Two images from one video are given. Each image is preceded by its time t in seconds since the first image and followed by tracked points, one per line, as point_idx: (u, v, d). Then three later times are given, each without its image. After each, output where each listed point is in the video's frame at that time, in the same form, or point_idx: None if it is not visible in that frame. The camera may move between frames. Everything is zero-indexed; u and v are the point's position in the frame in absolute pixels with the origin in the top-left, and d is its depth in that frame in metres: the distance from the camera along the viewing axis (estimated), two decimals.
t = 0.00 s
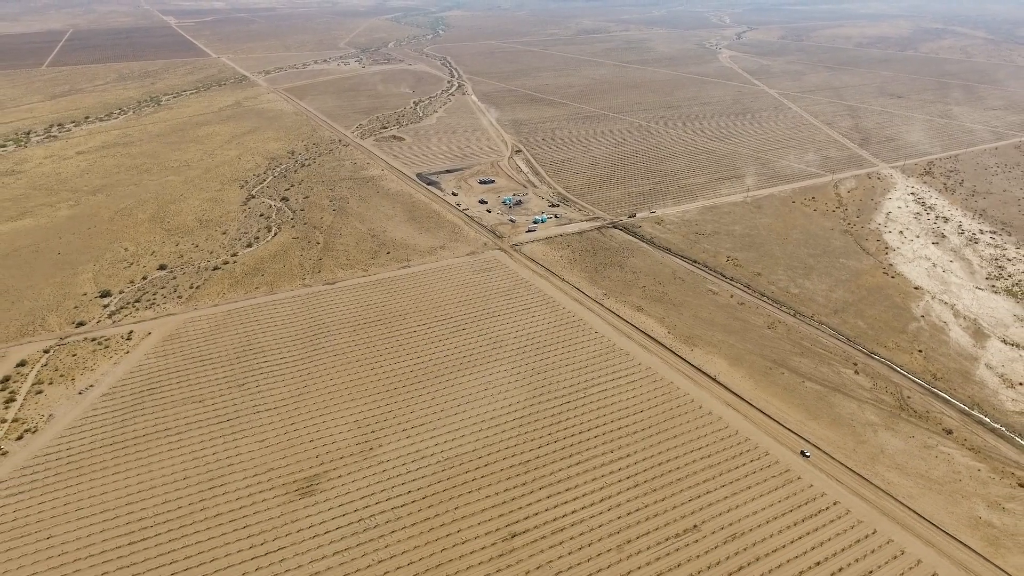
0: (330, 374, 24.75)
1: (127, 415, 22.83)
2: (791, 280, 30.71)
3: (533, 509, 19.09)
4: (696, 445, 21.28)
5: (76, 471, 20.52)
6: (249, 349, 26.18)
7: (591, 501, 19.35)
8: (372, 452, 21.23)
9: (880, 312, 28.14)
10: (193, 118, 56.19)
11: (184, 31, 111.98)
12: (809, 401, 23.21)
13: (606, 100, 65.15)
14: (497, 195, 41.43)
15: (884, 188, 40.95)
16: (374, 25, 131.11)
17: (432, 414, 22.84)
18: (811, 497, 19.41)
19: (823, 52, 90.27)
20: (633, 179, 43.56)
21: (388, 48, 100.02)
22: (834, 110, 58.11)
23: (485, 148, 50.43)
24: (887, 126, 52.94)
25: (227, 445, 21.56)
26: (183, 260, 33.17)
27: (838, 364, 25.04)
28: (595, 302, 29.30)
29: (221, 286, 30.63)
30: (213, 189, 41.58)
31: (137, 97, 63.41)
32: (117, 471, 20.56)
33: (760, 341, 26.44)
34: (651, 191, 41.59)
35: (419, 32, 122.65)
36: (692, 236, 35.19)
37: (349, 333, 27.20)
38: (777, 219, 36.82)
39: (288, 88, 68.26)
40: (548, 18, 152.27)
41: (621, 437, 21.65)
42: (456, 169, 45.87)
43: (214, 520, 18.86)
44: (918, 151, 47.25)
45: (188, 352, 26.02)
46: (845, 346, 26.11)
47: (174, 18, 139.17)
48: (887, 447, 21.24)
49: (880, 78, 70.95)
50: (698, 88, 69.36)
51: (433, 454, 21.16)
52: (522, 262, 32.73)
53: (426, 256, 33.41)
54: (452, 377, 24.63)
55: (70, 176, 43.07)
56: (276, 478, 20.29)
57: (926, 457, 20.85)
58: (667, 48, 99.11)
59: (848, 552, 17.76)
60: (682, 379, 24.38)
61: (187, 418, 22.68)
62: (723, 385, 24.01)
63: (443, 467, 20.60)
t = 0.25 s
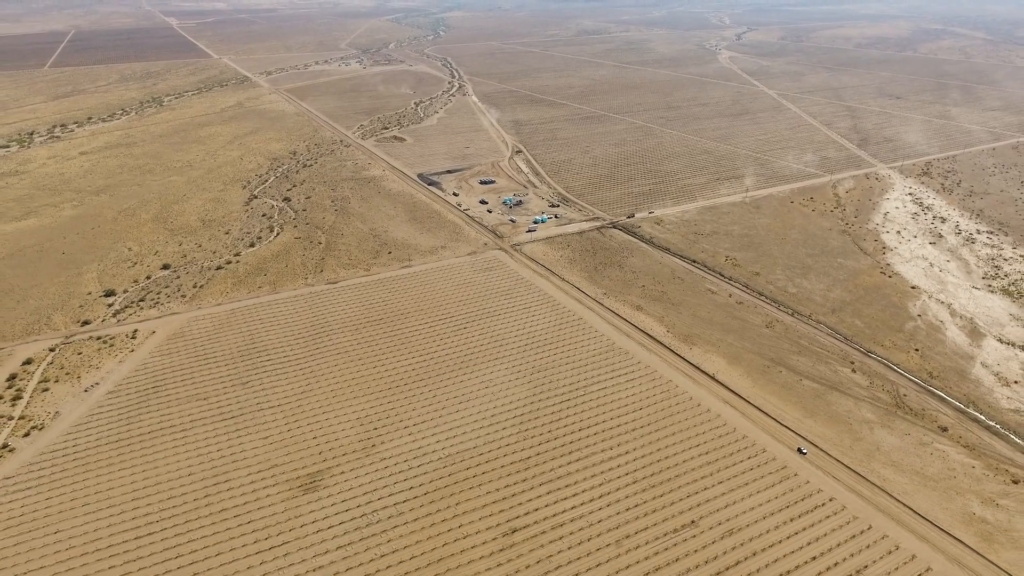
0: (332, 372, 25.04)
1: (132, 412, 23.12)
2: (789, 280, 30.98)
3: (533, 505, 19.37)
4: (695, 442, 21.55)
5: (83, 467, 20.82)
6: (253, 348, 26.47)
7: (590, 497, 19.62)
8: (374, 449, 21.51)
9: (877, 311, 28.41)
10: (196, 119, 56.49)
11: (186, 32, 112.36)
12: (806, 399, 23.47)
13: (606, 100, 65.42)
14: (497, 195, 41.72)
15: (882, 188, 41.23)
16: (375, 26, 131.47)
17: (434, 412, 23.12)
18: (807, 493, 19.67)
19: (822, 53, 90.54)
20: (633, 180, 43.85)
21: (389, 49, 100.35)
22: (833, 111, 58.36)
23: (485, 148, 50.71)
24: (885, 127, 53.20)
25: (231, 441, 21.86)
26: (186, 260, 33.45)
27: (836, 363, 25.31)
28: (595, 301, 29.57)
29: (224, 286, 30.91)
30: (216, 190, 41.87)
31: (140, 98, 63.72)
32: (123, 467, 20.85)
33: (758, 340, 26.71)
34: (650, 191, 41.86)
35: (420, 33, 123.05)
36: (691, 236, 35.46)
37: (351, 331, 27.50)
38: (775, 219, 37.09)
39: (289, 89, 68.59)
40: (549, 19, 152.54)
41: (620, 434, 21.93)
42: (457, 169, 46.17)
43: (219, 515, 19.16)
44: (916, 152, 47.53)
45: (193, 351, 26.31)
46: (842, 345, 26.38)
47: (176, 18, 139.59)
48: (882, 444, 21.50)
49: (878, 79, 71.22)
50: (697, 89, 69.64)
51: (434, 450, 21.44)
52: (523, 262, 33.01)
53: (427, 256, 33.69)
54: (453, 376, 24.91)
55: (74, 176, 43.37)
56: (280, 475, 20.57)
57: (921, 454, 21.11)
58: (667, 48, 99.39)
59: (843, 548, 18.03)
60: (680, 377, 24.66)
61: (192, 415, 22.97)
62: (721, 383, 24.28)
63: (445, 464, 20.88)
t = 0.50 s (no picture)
0: (334, 370, 25.28)
1: (136, 409, 23.36)
2: (787, 280, 31.24)
3: (533, 501, 19.61)
4: (693, 440, 21.79)
5: (88, 463, 21.07)
6: (255, 346, 26.72)
7: (589, 494, 19.85)
8: (376, 446, 21.76)
9: (874, 312, 28.66)
10: (198, 119, 56.76)
11: (188, 32, 112.65)
12: (803, 398, 23.72)
13: (607, 102, 65.70)
14: (498, 195, 41.98)
15: (880, 190, 41.50)
16: (376, 26, 131.76)
17: (435, 410, 23.37)
18: (804, 490, 19.91)
19: (822, 55, 90.78)
20: (632, 181, 44.09)
21: (390, 50, 100.61)
22: (832, 113, 58.63)
23: (486, 149, 50.97)
24: (884, 129, 53.46)
25: (234, 438, 22.11)
26: (189, 259, 33.70)
27: (833, 362, 25.55)
28: (595, 301, 29.82)
29: (227, 285, 31.15)
30: (218, 189, 42.14)
31: (142, 98, 63.99)
32: (127, 464, 21.08)
33: (756, 340, 26.96)
34: (650, 192, 42.13)
35: (421, 34, 123.36)
36: (690, 236, 35.71)
37: (353, 330, 27.75)
38: (774, 220, 37.35)
39: (291, 90, 68.88)
40: (550, 20, 152.78)
41: (619, 432, 22.17)
42: (458, 170, 46.42)
43: (223, 511, 19.40)
44: (914, 153, 47.79)
45: (196, 349, 26.55)
46: (840, 344, 26.62)
47: (177, 18, 139.77)
48: (879, 443, 21.74)
49: (877, 81, 71.46)
50: (697, 90, 69.93)
51: (435, 448, 21.68)
52: (523, 262, 33.27)
53: (428, 256, 33.95)
54: (454, 374, 25.16)
55: (77, 175, 43.64)
56: (283, 471, 20.82)
57: (917, 452, 21.35)
58: (667, 50, 99.65)
59: (838, 544, 18.27)
60: (679, 376, 24.90)
61: (195, 413, 23.22)
62: (719, 382, 24.53)
63: (446, 461, 21.13)
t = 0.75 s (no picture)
0: (337, 369, 25.57)
1: (141, 407, 23.64)
2: (785, 280, 31.52)
3: (533, 497, 19.90)
4: (691, 437, 22.06)
5: (94, 459, 21.34)
6: (258, 344, 27.02)
7: (588, 490, 20.14)
8: (379, 443, 22.05)
9: (871, 311, 28.93)
10: (200, 119, 57.08)
11: (190, 33, 112.97)
12: (800, 396, 23.99)
13: (607, 102, 66.01)
14: (499, 196, 42.28)
15: (879, 190, 41.77)
16: (377, 27, 132.10)
17: (436, 407, 23.66)
18: (801, 487, 20.18)
19: (821, 56, 91.09)
20: (632, 181, 44.38)
21: (391, 51, 100.97)
22: (831, 114, 58.91)
23: (487, 149, 51.27)
24: (883, 130, 53.73)
25: (238, 435, 22.40)
26: (192, 259, 34.00)
27: (830, 361, 25.82)
28: (595, 300, 30.11)
29: (230, 284, 31.45)
30: (221, 189, 42.45)
31: (144, 99, 64.30)
32: (133, 460, 21.37)
33: (754, 339, 27.23)
34: (650, 193, 42.41)
35: (422, 34, 123.73)
36: (689, 236, 35.99)
37: (355, 329, 28.04)
38: (772, 221, 37.63)
39: (292, 90, 69.21)
40: (551, 21, 153.09)
41: (618, 429, 22.47)
42: (458, 170, 46.72)
43: (228, 506, 19.67)
44: (912, 154, 48.06)
45: (200, 347, 26.83)
46: (837, 343, 26.88)
47: (178, 19, 140.06)
48: (875, 440, 22.01)
49: (876, 82, 71.76)
50: (697, 91, 70.24)
51: (437, 445, 21.97)
52: (523, 262, 33.55)
53: (429, 256, 34.23)
54: (455, 372, 25.45)
55: (81, 175, 43.95)
56: (286, 467, 21.11)
57: (912, 450, 21.62)
58: (667, 51, 99.98)
59: (834, 540, 18.53)
60: (678, 374, 25.17)
61: (200, 410, 23.51)
62: (717, 380, 24.81)
63: (448, 458, 21.42)
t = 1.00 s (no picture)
0: (339, 367, 25.81)
1: (145, 405, 23.88)
2: (783, 279, 31.78)
3: (533, 493, 20.15)
4: (689, 434, 22.31)
5: (99, 457, 21.58)
6: (261, 343, 27.26)
7: (588, 486, 20.39)
8: (380, 440, 22.31)
9: (869, 310, 29.19)
10: (202, 120, 57.31)
11: (191, 34, 113.15)
12: (798, 394, 24.25)
13: (607, 102, 66.27)
14: (499, 196, 42.53)
15: (877, 190, 42.03)
16: (377, 28, 132.38)
17: (437, 405, 23.91)
18: (798, 483, 20.43)
19: (820, 56, 91.40)
20: (632, 181, 44.65)
21: (391, 51, 101.17)
22: (829, 114, 59.18)
23: (487, 150, 51.55)
24: (881, 130, 53.99)
25: (241, 433, 22.63)
26: (195, 259, 34.25)
27: (827, 359, 26.08)
28: (594, 299, 30.37)
29: (233, 284, 31.70)
30: (223, 190, 42.69)
31: (146, 99, 64.50)
32: (137, 457, 21.61)
33: (752, 337, 27.48)
34: (649, 193, 42.67)
35: (422, 35, 123.94)
36: (688, 236, 36.24)
37: (357, 328, 28.29)
38: (771, 220, 37.88)
39: (293, 90, 69.46)
40: (550, 21, 153.31)
41: (617, 427, 22.73)
42: (459, 170, 47.00)
43: (232, 503, 19.91)
44: (910, 154, 48.33)
45: (203, 346, 27.09)
46: (835, 342, 27.14)
47: (178, 19, 140.16)
48: (871, 437, 22.27)
49: (875, 82, 72.02)
50: (696, 91, 70.52)
51: (438, 442, 22.22)
52: (523, 261, 33.81)
53: (430, 255, 34.49)
54: (456, 370, 25.70)
55: (83, 176, 44.18)
56: (289, 464, 21.36)
57: (908, 446, 21.88)
58: (666, 51, 100.26)
59: (831, 534, 18.78)
60: (676, 372, 25.42)
61: (203, 408, 23.76)
62: (715, 378, 25.07)
63: (449, 455, 21.67)
